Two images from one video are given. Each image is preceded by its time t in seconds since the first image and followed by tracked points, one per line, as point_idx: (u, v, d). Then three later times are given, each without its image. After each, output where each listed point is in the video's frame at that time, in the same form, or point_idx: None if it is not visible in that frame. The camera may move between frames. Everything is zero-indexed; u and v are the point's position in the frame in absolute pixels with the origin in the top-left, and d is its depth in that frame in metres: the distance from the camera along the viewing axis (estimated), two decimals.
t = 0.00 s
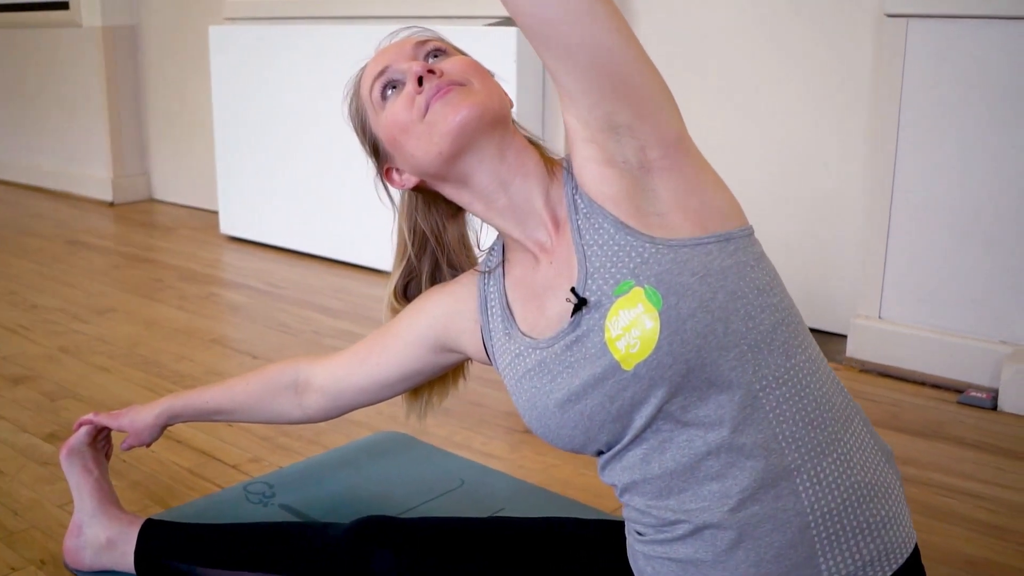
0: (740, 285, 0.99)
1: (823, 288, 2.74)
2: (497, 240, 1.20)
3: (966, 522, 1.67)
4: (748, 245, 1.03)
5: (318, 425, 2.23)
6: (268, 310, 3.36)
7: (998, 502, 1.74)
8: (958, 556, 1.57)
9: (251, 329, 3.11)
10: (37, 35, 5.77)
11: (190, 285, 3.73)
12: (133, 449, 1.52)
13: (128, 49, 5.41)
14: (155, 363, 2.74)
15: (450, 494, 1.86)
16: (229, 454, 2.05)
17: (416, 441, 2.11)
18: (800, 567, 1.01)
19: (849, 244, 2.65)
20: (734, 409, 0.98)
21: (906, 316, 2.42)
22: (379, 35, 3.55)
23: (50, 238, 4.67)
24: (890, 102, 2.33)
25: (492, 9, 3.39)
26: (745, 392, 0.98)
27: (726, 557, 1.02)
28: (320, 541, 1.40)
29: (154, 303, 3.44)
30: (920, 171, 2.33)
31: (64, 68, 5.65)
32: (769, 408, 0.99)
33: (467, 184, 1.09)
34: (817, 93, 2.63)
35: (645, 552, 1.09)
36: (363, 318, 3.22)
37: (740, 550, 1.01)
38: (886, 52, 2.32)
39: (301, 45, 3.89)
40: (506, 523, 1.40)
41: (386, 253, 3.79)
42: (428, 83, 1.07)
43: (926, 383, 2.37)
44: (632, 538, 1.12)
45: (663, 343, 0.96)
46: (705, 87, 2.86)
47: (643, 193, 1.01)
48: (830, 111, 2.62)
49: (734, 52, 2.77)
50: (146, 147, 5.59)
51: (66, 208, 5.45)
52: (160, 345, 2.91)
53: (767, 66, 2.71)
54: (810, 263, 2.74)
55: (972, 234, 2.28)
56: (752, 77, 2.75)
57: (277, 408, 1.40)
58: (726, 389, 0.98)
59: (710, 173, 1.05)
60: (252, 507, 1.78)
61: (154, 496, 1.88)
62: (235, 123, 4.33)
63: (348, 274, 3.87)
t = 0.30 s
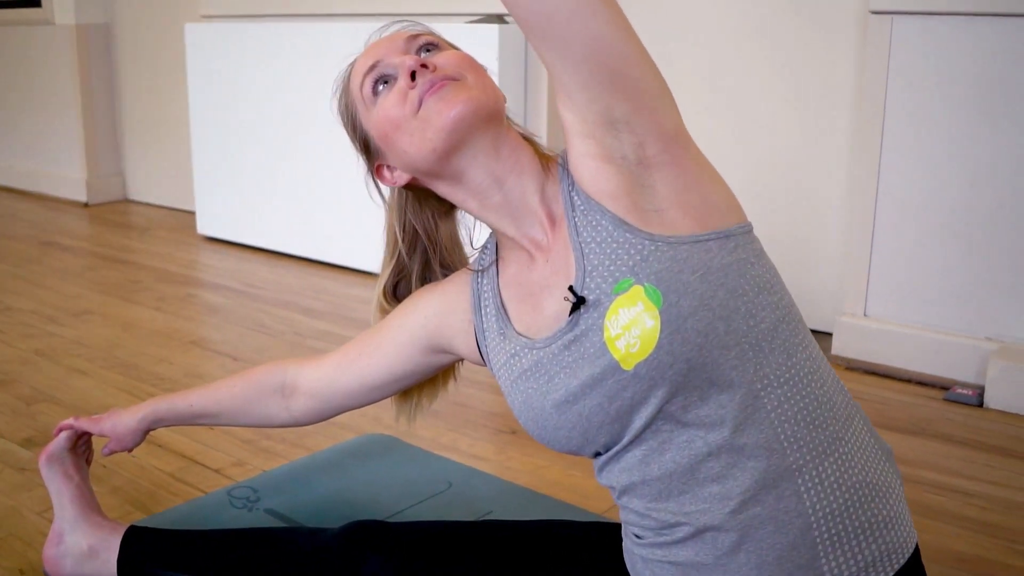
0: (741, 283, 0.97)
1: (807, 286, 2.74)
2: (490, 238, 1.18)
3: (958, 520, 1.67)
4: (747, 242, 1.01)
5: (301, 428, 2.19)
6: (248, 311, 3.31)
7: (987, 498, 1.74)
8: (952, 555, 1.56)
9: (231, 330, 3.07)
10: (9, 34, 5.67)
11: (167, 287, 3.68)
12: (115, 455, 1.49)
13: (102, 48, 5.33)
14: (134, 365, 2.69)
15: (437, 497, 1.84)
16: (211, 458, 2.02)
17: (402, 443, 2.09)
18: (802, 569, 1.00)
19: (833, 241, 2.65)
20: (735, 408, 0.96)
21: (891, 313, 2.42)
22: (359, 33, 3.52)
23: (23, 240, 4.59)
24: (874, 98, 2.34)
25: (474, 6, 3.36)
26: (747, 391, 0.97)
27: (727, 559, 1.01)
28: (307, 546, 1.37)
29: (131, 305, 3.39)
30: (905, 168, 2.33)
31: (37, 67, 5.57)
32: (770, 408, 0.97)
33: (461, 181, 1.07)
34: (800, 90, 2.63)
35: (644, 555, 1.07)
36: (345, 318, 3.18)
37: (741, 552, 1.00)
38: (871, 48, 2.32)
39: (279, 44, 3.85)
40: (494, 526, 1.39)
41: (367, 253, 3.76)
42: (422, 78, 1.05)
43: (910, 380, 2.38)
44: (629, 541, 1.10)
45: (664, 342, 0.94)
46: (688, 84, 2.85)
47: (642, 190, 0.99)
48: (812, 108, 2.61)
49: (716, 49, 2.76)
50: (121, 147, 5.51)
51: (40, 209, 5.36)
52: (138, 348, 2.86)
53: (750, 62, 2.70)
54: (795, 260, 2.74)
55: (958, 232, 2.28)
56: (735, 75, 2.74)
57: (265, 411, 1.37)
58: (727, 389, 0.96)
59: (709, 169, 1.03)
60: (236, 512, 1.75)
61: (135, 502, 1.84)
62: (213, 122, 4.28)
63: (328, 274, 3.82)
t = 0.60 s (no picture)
0: (741, 282, 0.96)
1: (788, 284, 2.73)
2: (481, 237, 1.16)
3: (947, 518, 1.67)
4: (746, 240, 1.00)
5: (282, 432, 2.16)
6: (224, 313, 3.27)
7: (973, 495, 1.75)
8: (941, 553, 1.56)
9: (207, 332, 3.02)
10: None
11: (141, 288, 3.62)
12: (92, 462, 1.45)
13: (71, 47, 5.25)
14: (108, 369, 2.64)
15: (423, 500, 1.81)
16: (190, 464, 1.98)
17: (385, 447, 2.06)
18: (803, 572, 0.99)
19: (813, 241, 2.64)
20: (736, 409, 0.95)
21: (869, 310, 2.45)
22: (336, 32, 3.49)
23: None
24: (856, 95, 2.36)
25: (450, 4, 3.34)
26: (747, 391, 0.95)
27: (727, 563, 0.99)
28: (292, 555, 1.34)
29: (104, 308, 3.33)
30: (886, 165, 2.36)
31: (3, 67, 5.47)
32: (771, 408, 0.96)
33: (453, 180, 1.05)
34: (779, 88, 2.60)
35: (641, 559, 1.06)
36: (323, 320, 3.14)
37: (742, 557, 0.98)
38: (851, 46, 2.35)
39: (253, 42, 3.80)
40: (477, 531, 1.37)
41: (343, 254, 3.72)
42: (412, 74, 1.02)
43: (892, 378, 2.39)
44: (626, 545, 1.09)
45: (665, 342, 0.92)
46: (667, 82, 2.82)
47: (639, 187, 0.97)
48: (791, 106, 2.59)
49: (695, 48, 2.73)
50: (91, 147, 5.42)
51: (7, 210, 5.27)
52: (112, 351, 2.80)
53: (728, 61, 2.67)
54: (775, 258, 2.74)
55: (939, 229, 2.31)
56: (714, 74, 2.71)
57: (248, 416, 1.34)
58: (727, 389, 0.95)
59: (705, 165, 1.01)
60: (217, 519, 1.71)
61: (113, 509, 1.80)
62: (186, 122, 4.22)
63: (304, 275, 3.78)
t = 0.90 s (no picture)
0: (742, 282, 0.94)
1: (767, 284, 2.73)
2: (472, 238, 1.13)
3: (934, 517, 1.68)
4: (746, 240, 0.98)
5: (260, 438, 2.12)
6: (197, 317, 3.21)
7: (959, 495, 1.76)
8: (930, 553, 1.57)
9: (181, 337, 2.97)
10: None
11: (111, 292, 3.55)
12: (67, 472, 1.40)
13: (34, 47, 5.14)
14: (78, 376, 2.57)
15: (408, 506, 1.78)
16: (166, 472, 1.93)
17: (365, 452, 2.02)
18: None
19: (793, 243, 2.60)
20: (737, 413, 0.93)
21: (852, 309, 2.51)
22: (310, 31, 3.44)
23: None
24: (834, 93, 2.42)
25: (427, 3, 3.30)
26: (749, 395, 0.93)
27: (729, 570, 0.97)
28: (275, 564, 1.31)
29: (73, 313, 3.26)
30: (865, 162, 2.41)
31: None
32: (773, 411, 0.94)
33: (445, 181, 1.02)
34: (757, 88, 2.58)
35: (640, 566, 1.04)
36: (297, 324, 3.09)
37: (744, 563, 0.97)
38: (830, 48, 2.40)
39: (224, 42, 3.74)
40: (461, 538, 1.36)
41: (317, 257, 3.66)
42: (402, 71, 0.99)
43: (873, 377, 2.43)
44: (623, 551, 1.07)
45: (667, 344, 0.90)
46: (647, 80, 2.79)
47: (637, 185, 0.95)
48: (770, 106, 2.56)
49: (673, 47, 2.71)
50: (56, 149, 5.32)
51: None
52: (82, 357, 2.74)
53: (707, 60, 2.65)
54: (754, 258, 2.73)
55: (918, 227, 2.36)
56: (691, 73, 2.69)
57: (229, 424, 1.30)
58: (729, 393, 0.93)
59: (702, 163, 0.99)
60: (196, 528, 1.67)
61: (88, 520, 1.75)
62: (155, 124, 4.15)
63: (277, 277, 3.74)
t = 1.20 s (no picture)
0: (743, 288, 0.92)
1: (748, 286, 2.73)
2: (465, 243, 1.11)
3: (922, 520, 1.68)
4: (746, 243, 0.96)
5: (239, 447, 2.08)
6: (171, 323, 3.16)
7: (946, 497, 1.76)
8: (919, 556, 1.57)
9: (156, 344, 2.92)
10: None
11: (82, 298, 3.48)
12: (44, 487, 1.36)
13: None
14: (50, 384, 2.52)
15: (394, 515, 1.75)
16: (144, 484, 1.89)
17: (347, 460, 1.99)
18: None
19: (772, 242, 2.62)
20: (739, 422, 0.91)
21: (833, 310, 2.51)
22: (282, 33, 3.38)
23: None
24: (815, 95, 2.41)
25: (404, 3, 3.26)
26: (751, 403, 0.91)
27: None
28: None
29: (44, 320, 3.19)
30: (846, 164, 2.42)
31: None
32: (775, 419, 0.92)
33: (438, 186, 1.00)
34: (738, 90, 2.58)
35: None
36: (273, 329, 3.04)
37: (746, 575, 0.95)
38: (810, 51, 2.39)
39: (195, 43, 3.68)
40: (442, 547, 1.36)
41: (293, 260, 3.61)
42: (394, 74, 0.97)
43: (855, 378, 2.45)
44: (622, 563, 1.05)
45: (668, 352, 0.89)
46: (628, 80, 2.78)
47: (637, 188, 0.93)
48: (751, 107, 2.57)
49: (654, 48, 2.70)
50: (22, 152, 5.23)
51: None
52: (53, 365, 2.68)
53: (687, 61, 2.64)
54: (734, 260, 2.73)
55: (899, 228, 2.37)
56: (672, 75, 2.68)
57: (214, 436, 1.27)
58: (731, 402, 0.91)
59: (701, 164, 0.97)
60: (177, 542, 1.63)
61: (64, 535, 1.70)
62: (125, 127, 4.08)
63: (253, 282, 3.69)
